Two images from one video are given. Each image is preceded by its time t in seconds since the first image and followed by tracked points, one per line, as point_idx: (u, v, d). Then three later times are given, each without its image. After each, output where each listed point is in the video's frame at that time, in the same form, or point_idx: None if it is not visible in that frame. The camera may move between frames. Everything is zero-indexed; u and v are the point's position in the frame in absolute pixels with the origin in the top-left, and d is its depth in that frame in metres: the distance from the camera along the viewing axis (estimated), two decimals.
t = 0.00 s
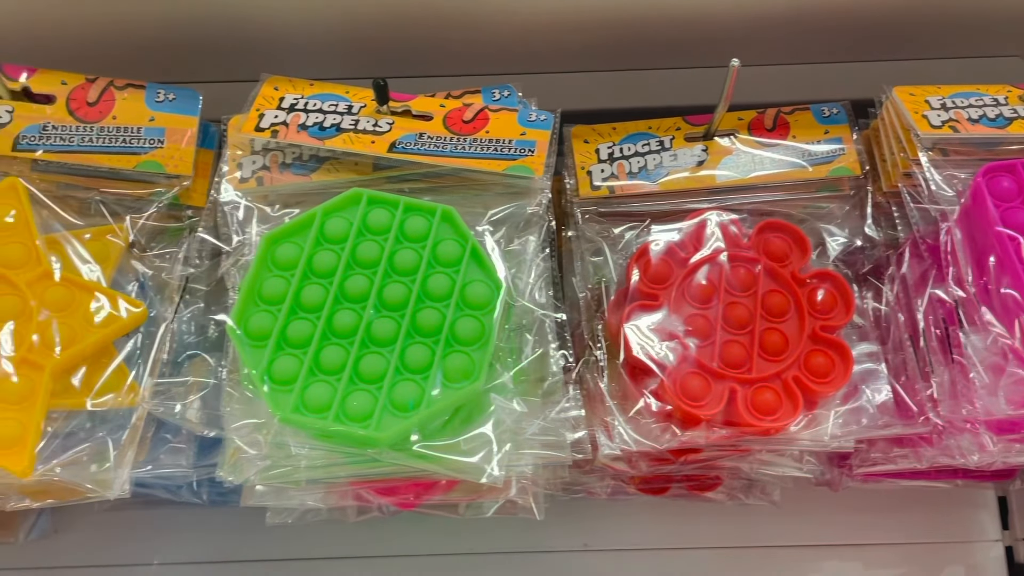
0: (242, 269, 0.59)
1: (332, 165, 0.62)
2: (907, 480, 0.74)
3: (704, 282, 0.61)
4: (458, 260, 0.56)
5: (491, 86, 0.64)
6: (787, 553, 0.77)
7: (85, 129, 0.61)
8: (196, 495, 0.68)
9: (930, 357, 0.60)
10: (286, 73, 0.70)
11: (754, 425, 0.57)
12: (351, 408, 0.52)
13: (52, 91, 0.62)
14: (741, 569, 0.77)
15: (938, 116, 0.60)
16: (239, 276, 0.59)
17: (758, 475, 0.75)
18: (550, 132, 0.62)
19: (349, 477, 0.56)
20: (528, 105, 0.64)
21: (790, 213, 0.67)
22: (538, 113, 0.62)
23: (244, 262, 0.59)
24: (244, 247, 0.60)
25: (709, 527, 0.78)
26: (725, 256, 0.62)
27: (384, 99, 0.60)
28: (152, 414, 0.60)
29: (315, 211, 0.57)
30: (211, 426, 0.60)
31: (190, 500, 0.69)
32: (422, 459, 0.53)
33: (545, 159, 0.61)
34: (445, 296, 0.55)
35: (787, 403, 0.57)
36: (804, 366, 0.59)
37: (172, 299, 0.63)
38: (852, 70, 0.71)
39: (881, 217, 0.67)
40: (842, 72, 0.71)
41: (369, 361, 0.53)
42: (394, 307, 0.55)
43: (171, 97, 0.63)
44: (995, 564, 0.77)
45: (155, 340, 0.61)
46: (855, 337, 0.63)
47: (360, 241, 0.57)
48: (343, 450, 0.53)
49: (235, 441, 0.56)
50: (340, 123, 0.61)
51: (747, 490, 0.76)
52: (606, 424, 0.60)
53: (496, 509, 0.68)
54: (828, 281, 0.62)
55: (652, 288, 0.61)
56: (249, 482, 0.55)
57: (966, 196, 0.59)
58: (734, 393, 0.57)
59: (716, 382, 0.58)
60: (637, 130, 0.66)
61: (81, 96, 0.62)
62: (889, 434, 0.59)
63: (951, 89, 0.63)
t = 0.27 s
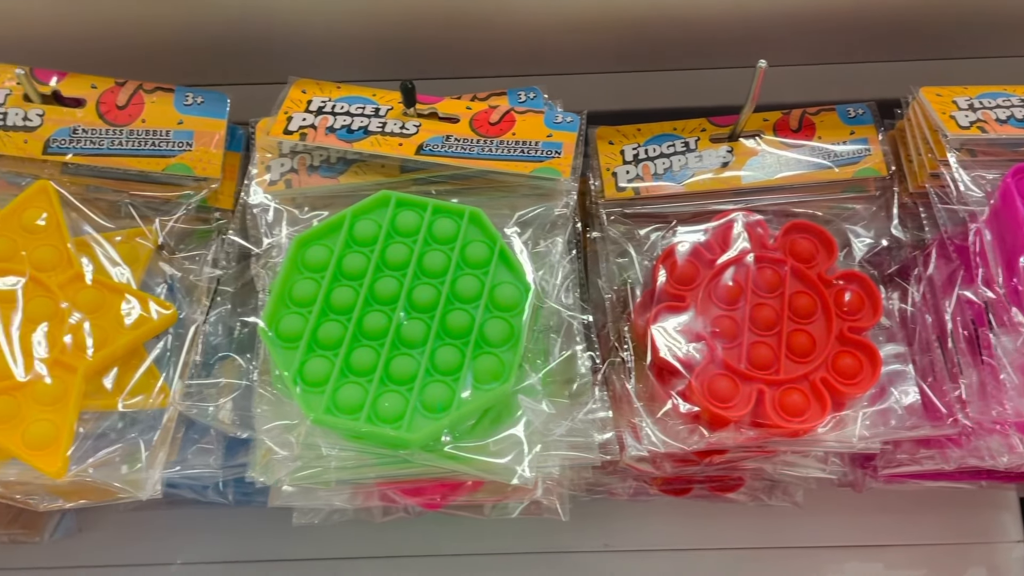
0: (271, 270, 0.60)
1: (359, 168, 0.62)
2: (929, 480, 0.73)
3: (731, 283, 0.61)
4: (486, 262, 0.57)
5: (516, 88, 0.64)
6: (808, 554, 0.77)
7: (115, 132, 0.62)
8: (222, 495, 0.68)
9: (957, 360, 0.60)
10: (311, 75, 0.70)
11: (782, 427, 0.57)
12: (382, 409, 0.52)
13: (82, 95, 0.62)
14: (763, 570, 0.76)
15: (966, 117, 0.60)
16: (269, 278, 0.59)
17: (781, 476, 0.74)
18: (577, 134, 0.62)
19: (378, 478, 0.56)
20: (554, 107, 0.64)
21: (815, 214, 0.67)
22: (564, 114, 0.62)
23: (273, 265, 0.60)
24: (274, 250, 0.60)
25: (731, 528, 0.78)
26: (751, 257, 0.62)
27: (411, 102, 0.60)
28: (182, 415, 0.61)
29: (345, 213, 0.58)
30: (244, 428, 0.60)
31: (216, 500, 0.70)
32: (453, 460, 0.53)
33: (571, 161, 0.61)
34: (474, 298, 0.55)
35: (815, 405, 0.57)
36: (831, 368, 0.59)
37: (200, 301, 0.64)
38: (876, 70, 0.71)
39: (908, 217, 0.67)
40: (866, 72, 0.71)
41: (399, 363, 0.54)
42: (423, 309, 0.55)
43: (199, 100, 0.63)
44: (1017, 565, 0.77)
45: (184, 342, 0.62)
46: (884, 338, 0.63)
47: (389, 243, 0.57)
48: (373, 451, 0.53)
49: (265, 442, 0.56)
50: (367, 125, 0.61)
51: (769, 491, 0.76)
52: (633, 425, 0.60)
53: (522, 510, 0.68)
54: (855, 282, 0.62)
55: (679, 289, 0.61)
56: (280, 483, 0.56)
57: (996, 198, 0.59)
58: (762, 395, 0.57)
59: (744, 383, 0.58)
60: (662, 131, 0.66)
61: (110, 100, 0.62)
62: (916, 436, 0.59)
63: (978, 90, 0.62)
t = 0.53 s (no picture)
0: (299, 272, 0.60)
1: (385, 171, 0.62)
2: (952, 482, 0.72)
3: (756, 285, 0.61)
4: (514, 264, 0.57)
5: (541, 91, 0.64)
6: (826, 554, 0.76)
7: (143, 136, 0.62)
8: (247, 496, 0.69)
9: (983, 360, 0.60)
10: (336, 76, 0.71)
11: (809, 429, 0.57)
12: (413, 410, 0.52)
13: (111, 99, 0.63)
14: (784, 571, 0.75)
15: (993, 118, 0.60)
16: (298, 281, 0.59)
17: (802, 477, 0.74)
18: (602, 136, 0.62)
19: (407, 479, 0.56)
20: (578, 109, 0.64)
21: (839, 215, 0.67)
22: (590, 116, 0.62)
23: (301, 267, 0.60)
24: (303, 252, 0.61)
25: (751, 530, 0.77)
26: (776, 258, 0.62)
27: (438, 105, 0.60)
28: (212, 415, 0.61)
29: (373, 216, 0.58)
30: (276, 428, 0.60)
31: (237, 501, 0.71)
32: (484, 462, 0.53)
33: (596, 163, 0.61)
34: (502, 300, 0.56)
35: (841, 407, 0.57)
36: (858, 369, 0.59)
37: (228, 304, 0.64)
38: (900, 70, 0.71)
39: (933, 218, 0.67)
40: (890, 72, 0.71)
41: (428, 365, 0.54)
42: (452, 311, 0.55)
43: (226, 104, 0.64)
44: None
45: (212, 343, 0.62)
46: (909, 339, 0.62)
47: (417, 246, 0.58)
48: (403, 452, 0.54)
49: (295, 444, 0.57)
50: (393, 128, 0.61)
51: (790, 492, 0.76)
52: (659, 427, 0.60)
53: (545, 511, 0.68)
54: (880, 282, 0.62)
55: (705, 290, 0.61)
56: (309, 484, 0.56)
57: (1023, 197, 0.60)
58: (789, 396, 0.57)
59: (770, 385, 0.58)
60: (686, 133, 0.66)
61: (139, 104, 0.63)
62: (943, 438, 0.59)
63: (1004, 91, 0.62)
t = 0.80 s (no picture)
0: (326, 273, 0.60)
1: (411, 172, 0.63)
2: (975, 483, 0.72)
3: (781, 285, 0.61)
4: (540, 265, 0.57)
5: (565, 92, 0.64)
6: (848, 555, 0.76)
7: (170, 137, 0.63)
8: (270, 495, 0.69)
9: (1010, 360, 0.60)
10: (359, 76, 0.71)
11: (835, 429, 0.57)
12: (441, 410, 0.53)
13: (138, 101, 0.63)
14: (805, 571, 0.75)
15: (1019, 118, 0.60)
16: (325, 283, 0.60)
17: (823, 477, 0.74)
18: (627, 137, 0.62)
19: (434, 479, 0.57)
20: (602, 109, 0.64)
21: (862, 215, 0.67)
22: (614, 117, 0.62)
23: (328, 268, 0.61)
24: (330, 252, 0.61)
25: (771, 530, 0.77)
26: (801, 258, 0.62)
27: (463, 106, 0.60)
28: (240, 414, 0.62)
29: (400, 217, 0.58)
30: (304, 428, 0.60)
31: (258, 500, 0.71)
32: (512, 462, 0.54)
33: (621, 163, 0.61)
34: (529, 301, 0.56)
35: (868, 407, 0.57)
36: (884, 370, 0.59)
37: (254, 305, 0.64)
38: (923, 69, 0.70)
39: (958, 217, 0.66)
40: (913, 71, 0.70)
41: (456, 365, 0.54)
42: (479, 312, 0.56)
43: (251, 105, 0.64)
44: None
45: (238, 344, 0.63)
46: (935, 339, 0.62)
47: (443, 246, 0.58)
48: (431, 451, 0.54)
49: (323, 444, 0.57)
50: (419, 130, 0.61)
51: (812, 493, 0.76)
52: (685, 427, 0.60)
53: (568, 511, 0.68)
54: (906, 282, 0.62)
55: (730, 291, 0.61)
56: (338, 483, 0.57)
57: None
58: (815, 397, 0.57)
59: (796, 385, 0.58)
60: (710, 133, 0.66)
61: (166, 106, 0.63)
62: (969, 438, 0.59)
63: None
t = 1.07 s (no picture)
0: (351, 274, 0.61)
1: (434, 172, 0.63)
2: (998, 483, 0.71)
3: (805, 284, 0.61)
4: (565, 265, 0.57)
5: (588, 92, 0.64)
6: (868, 556, 0.75)
7: (195, 138, 0.63)
8: (292, 495, 0.69)
9: None
10: (382, 76, 0.71)
11: (861, 429, 0.56)
12: (468, 409, 0.53)
13: (164, 102, 0.64)
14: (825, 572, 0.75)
15: None
16: (351, 283, 0.60)
17: (844, 477, 0.74)
18: (650, 136, 0.62)
19: (459, 478, 0.57)
20: (625, 109, 0.64)
21: (885, 214, 0.67)
22: (637, 117, 0.62)
23: (353, 268, 0.61)
24: (355, 252, 0.62)
25: (791, 530, 0.77)
26: (825, 257, 0.62)
27: (486, 106, 0.60)
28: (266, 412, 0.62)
29: (425, 217, 0.59)
30: (330, 427, 0.60)
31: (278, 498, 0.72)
32: (539, 461, 0.54)
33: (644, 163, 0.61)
34: (555, 300, 0.56)
35: (893, 407, 0.57)
36: (909, 370, 0.58)
37: (278, 304, 0.64)
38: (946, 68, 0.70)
39: (982, 216, 0.66)
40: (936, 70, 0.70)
41: (482, 364, 0.54)
42: (504, 311, 0.56)
43: (276, 106, 0.65)
44: None
45: (263, 343, 0.63)
46: (960, 339, 0.62)
47: (468, 246, 0.58)
48: (457, 450, 0.54)
49: (349, 443, 0.57)
50: (442, 130, 0.62)
51: (833, 493, 0.75)
52: (709, 427, 0.60)
53: (590, 511, 0.68)
54: (931, 282, 0.62)
55: (754, 290, 0.61)
56: (364, 482, 0.57)
57: None
58: (840, 396, 0.57)
59: (820, 385, 0.58)
60: (732, 133, 0.66)
61: (191, 107, 0.64)
62: (995, 438, 0.58)
63: None
